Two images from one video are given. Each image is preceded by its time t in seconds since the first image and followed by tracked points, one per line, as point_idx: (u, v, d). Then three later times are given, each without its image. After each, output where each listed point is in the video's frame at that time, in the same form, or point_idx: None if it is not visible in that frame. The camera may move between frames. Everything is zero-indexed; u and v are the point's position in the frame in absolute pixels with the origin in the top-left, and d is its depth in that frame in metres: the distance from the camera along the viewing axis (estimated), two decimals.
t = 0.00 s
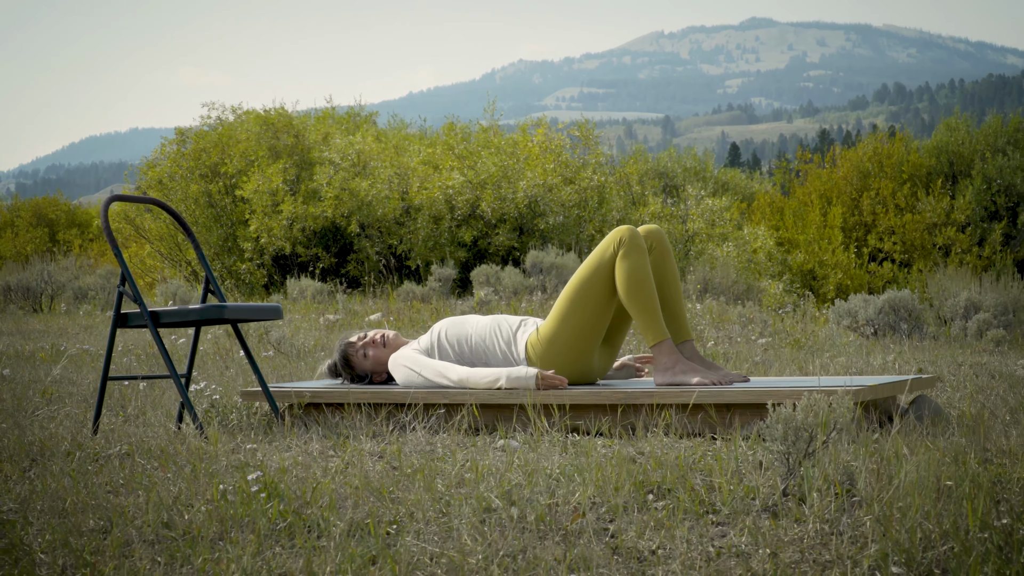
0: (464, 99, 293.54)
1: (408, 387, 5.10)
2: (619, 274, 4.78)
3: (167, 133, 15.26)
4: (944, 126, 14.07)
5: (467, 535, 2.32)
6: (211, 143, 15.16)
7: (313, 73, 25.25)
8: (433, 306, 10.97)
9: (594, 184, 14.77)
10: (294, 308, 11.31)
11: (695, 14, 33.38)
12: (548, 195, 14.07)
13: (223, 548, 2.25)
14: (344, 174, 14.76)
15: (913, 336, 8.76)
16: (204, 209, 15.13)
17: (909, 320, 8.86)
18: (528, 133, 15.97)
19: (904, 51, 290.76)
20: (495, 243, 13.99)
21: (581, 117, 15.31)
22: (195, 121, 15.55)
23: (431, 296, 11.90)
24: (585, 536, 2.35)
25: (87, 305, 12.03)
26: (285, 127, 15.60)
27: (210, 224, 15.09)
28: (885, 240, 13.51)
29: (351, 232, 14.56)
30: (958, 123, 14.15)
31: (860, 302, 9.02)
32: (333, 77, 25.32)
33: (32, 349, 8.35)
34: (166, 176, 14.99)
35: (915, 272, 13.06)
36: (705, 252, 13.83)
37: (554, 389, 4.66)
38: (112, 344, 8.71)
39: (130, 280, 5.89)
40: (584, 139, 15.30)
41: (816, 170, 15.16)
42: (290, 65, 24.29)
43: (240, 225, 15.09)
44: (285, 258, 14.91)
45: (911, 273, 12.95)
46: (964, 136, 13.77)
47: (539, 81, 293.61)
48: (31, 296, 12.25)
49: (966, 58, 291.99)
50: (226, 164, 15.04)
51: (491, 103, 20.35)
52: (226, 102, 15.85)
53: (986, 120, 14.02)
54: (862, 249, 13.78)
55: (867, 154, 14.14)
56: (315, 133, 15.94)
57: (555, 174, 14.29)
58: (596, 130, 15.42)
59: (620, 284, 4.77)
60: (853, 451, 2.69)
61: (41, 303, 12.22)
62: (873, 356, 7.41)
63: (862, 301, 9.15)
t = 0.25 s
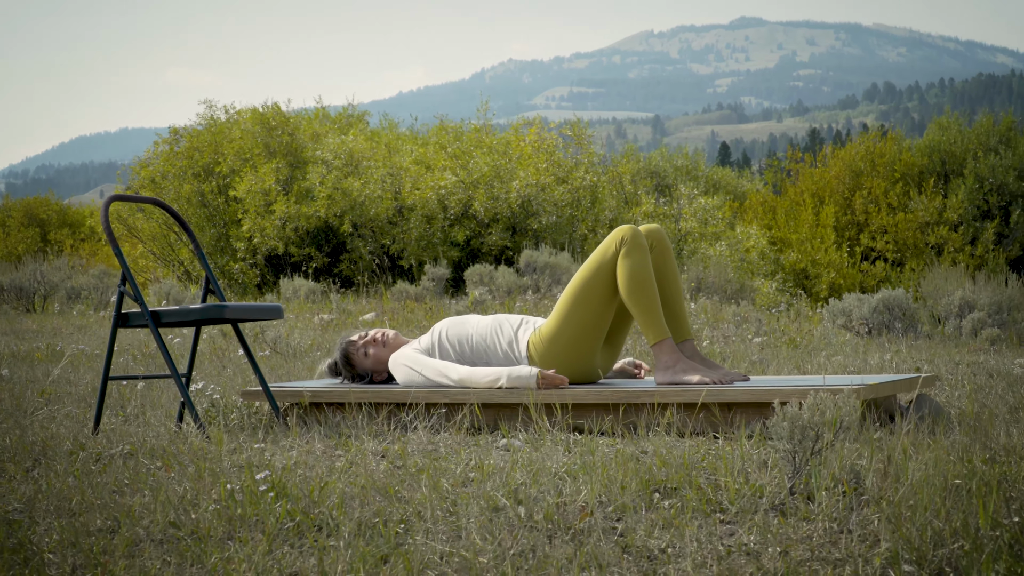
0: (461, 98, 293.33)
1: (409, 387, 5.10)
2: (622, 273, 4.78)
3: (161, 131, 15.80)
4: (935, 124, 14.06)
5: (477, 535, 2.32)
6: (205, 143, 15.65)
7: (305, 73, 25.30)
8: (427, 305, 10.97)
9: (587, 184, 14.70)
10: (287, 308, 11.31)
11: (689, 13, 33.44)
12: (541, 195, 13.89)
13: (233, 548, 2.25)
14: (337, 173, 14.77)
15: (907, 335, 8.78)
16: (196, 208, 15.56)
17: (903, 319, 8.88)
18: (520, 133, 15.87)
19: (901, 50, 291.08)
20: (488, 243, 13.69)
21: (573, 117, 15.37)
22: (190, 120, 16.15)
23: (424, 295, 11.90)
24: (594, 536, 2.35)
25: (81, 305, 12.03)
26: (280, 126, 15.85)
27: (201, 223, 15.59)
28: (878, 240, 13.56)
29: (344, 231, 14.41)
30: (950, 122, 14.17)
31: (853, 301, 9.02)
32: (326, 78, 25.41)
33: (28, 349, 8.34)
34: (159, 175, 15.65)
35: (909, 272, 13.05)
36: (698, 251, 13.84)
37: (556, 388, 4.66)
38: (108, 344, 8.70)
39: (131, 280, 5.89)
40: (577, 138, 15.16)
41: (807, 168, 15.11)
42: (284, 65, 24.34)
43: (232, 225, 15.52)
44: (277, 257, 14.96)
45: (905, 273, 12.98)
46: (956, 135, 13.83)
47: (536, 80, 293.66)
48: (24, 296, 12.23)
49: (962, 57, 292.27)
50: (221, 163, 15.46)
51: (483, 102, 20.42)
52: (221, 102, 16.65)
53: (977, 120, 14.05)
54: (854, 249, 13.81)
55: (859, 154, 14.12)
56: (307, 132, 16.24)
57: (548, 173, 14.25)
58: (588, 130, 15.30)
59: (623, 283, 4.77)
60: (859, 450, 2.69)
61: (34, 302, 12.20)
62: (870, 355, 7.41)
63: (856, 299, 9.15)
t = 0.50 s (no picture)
0: (458, 97, 292.97)
1: (410, 386, 5.10)
2: (624, 271, 4.79)
3: (155, 130, 15.41)
4: (928, 124, 14.15)
5: (486, 533, 2.33)
6: (199, 141, 15.29)
7: (296, 72, 25.40)
8: (420, 304, 10.97)
9: (580, 183, 14.82)
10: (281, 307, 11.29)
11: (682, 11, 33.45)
12: (532, 194, 13.96)
13: (243, 547, 2.25)
14: (330, 172, 14.75)
15: (900, 334, 8.80)
16: (190, 207, 15.26)
17: (897, 318, 8.89)
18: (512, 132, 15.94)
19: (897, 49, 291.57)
20: (480, 242, 13.76)
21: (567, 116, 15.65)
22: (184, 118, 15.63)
23: (418, 294, 11.87)
24: (604, 534, 2.36)
25: (73, 305, 11.99)
26: (275, 123, 15.82)
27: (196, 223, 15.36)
28: (870, 238, 13.34)
29: (337, 230, 14.44)
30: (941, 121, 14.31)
31: (847, 300, 9.00)
32: (318, 77, 25.45)
33: (22, 349, 8.31)
34: (151, 173, 15.20)
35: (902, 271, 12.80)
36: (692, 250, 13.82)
37: (559, 386, 4.66)
38: (103, 343, 8.68)
39: (131, 280, 5.89)
40: (570, 137, 15.45)
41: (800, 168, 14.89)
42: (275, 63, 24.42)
43: (225, 224, 15.26)
44: (270, 256, 14.91)
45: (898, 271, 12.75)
46: (948, 135, 13.93)
47: (533, 80, 293.60)
48: (16, 296, 12.17)
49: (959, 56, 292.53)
50: (215, 160, 15.23)
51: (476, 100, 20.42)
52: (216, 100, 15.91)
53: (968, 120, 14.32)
54: (847, 248, 13.56)
55: (851, 153, 14.01)
56: (301, 130, 16.22)
57: (540, 172, 14.29)
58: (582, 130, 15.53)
59: (624, 281, 4.78)
60: (864, 449, 2.70)
61: (27, 303, 12.13)
62: (865, 353, 7.44)
63: (850, 298, 9.14)
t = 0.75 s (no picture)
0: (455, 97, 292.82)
1: (410, 386, 5.10)
2: (623, 271, 4.80)
3: (146, 131, 15.69)
4: (920, 123, 14.19)
5: (495, 532, 2.33)
6: (191, 141, 15.60)
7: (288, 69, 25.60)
8: (412, 304, 10.96)
9: (571, 183, 14.79)
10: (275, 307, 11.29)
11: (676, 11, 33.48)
12: (526, 194, 13.94)
13: (251, 546, 2.25)
14: (322, 171, 14.52)
15: (895, 334, 8.81)
16: (183, 206, 15.53)
17: (891, 317, 8.90)
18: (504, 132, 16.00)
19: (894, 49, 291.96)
20: (473, 241, 13.73)
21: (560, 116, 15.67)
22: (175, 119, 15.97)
23: (410, 295, 11.85)
24: (612, 533, 2.36)
25: (67, 305, 11.98)
26: (267, 120, 15.81)
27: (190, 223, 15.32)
28: (863, 237, 13.45)
29: (330, 229, 14.35)
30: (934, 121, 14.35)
31: (842, 299, 8.98)
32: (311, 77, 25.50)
33: (17, 348, 8.30)
34: (146, 174, 15.65)
35: (894, 271, 12.92)
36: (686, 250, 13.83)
37: (561, 385, 4.66)
38: (98, 343, 8.67)
39: (132, 280, 5.88)
40: (563, 137, 15.55)
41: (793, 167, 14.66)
42: (268, 60, 24.51)
43: (219, 224, 15.45)
44: (263, 256, 14.96)
45: (890, 271, 12.89)
46: (940, 134, 14.03)
47: (530, 79, 293.56)
48: (9, 296, 12.16)
49: (955, 56, 292.94)
50: (208, 159, 15.43)
51: (470, 100, 20.37)
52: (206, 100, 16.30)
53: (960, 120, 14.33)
54: (839, 247, 13.66)
55: (843, 152, 14.06)
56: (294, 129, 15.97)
57: (533, 172, 14.21)
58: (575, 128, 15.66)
59: (624, 280, 4.79)
60: (869, 447, 2.70)
61: (20, 302, 12.12)
62: (862, 353, 7.45)
63: (845, 297, 9.12)
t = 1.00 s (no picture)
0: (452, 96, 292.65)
1: (411, 385, 5.10)
2: (622, 271, 4.80)
3: (139, 130, 15.65)
4: (912, 122, 14.27)
5: (505, 531, 2.34)
6: (182, 140, 15.53)
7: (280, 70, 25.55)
8: (406, 303, 10.95)
9: (565, 181, 14.38)
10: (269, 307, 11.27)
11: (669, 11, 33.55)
12: (518, 193, 13.86)
13: (261, 545, 2.25)
14: (315, 170, 14.69)
15: (888, 333, 8.85)
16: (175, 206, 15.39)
17: (885, 316, 8.95)
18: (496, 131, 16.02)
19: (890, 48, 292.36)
20: (466, 241, 13.74)
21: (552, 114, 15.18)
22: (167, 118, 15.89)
23: (404, 294, 11.83)
24: (621, 532, 2.37)
25: (60, 305, 11.94)
26: (258, 120, 15.82)
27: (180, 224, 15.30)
28: (855, 236, 13.05)
29: (322, 229, 14.44)
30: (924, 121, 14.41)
31: (836, 299, 9.00)
32: (304, 76, 25.54)
33: (12, 348, 8.28)
34: (137, 174, 15.48)
35: (887, 269, 12.47)
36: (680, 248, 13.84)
37: (564, 384, 4.67)
38: (94, 343, 8.65)
39: (133, 280, 5.88)
40: (555, 135, 14.94)
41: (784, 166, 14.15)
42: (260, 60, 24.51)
43: (211, 223, 15.32)
44: (256, 256, 14.89)
45: (883, 269, 12.37)
46: (930, 134, 14.15)
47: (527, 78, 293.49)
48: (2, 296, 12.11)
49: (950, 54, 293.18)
50: (201, 159, 15.36)
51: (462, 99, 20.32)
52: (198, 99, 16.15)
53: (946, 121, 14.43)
54: (832, 246, 13.17)
55: (836, 151, 13.67)
56: (286, 128, 16.12)
57: (526, 171, 14.10)
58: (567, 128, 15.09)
59: (623, 280, 4.79)
60: (875, 447, 2.72)
61: (13, 302, 12.07)
62: (858, 351, 7.47)
63: (839, 297, 9.11)
